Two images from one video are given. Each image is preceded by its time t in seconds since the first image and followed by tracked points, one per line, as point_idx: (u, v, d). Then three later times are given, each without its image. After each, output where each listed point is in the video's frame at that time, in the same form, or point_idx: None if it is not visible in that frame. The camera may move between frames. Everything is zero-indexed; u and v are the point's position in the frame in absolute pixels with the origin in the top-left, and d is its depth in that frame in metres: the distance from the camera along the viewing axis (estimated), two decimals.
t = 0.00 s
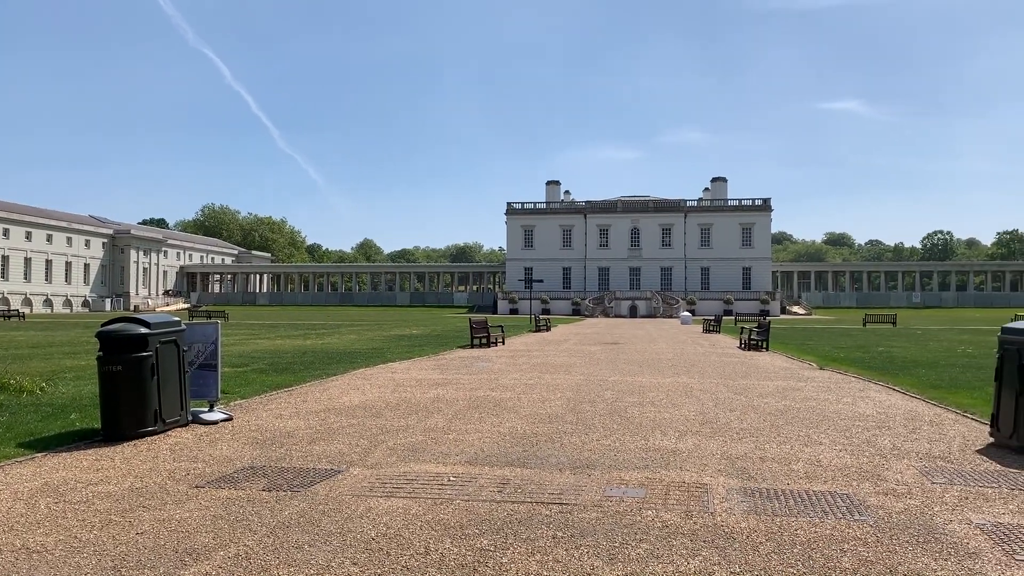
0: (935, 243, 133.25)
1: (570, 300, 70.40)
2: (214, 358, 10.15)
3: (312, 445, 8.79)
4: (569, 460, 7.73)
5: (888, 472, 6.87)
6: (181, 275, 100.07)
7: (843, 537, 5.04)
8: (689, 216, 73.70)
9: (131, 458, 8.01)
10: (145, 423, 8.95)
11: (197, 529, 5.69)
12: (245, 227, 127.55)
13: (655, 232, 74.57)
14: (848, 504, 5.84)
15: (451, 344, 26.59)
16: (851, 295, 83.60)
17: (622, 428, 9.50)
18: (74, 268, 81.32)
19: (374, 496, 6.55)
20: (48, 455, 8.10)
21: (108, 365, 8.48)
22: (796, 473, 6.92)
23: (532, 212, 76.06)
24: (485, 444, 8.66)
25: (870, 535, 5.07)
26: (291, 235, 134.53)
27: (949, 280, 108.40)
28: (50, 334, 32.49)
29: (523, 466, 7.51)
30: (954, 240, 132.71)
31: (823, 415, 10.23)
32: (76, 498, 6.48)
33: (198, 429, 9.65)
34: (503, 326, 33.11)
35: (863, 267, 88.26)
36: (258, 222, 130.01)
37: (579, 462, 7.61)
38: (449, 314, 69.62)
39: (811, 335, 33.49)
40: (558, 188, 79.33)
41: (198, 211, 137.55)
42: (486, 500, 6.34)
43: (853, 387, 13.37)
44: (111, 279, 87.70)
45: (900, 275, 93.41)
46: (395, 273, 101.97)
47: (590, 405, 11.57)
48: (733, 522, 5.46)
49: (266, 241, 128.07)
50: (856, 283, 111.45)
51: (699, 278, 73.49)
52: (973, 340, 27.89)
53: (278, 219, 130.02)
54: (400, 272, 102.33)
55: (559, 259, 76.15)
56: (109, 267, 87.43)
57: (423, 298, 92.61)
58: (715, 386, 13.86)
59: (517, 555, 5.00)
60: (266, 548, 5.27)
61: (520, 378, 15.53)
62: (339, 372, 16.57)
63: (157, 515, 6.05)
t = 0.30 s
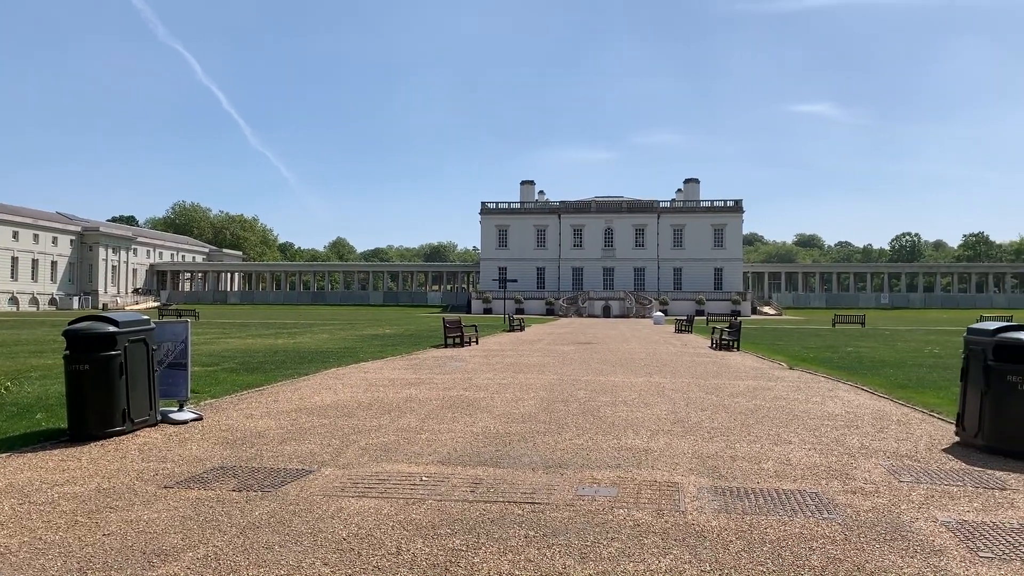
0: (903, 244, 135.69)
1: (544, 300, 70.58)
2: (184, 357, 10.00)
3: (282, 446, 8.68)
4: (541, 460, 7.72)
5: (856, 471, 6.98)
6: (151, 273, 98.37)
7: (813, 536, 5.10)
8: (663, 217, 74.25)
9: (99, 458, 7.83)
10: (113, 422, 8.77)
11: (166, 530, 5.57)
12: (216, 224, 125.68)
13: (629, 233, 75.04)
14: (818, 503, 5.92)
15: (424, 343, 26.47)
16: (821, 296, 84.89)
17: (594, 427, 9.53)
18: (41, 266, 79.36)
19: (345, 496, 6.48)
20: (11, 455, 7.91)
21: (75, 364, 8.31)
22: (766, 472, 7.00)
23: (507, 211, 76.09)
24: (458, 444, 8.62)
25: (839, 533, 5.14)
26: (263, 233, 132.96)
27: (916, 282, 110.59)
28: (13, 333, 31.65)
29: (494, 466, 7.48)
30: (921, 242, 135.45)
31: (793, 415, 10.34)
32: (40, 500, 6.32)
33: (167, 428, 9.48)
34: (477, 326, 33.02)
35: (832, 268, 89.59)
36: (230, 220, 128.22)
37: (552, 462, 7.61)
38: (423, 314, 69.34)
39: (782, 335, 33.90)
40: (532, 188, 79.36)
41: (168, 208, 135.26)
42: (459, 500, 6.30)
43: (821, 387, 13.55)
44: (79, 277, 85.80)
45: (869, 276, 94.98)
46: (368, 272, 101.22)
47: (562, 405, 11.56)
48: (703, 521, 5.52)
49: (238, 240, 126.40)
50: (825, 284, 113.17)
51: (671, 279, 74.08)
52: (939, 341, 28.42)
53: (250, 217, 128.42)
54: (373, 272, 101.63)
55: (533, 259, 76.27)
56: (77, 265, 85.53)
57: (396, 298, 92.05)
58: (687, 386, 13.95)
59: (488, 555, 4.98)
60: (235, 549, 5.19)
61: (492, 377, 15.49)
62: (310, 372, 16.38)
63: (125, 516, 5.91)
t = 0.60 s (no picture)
0: (871, 245, 138.12)
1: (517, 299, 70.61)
2: (152, 355, 9.81)
3: (252, 445, 8.55)
4: (513, 459, 7.71)
5: (825, 469, 7.07)
6: (118, 271, 96.39)
7: (783, 533, 5.17)
8: (635, 217, 74.66)
9: (64, 459, 7.64)
10: (79, 422, 8.56)
11: (133, 531, 5.46)
12: (185, 221, 123.63)
13: (602, 233, 75.37)
14: (787, 501, 5.99)
15: (396, 343, 26.29)
16: (791, 296, 86.10)
17: (566, 426, 9.53)
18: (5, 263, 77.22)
19: (315, 496, 6.41)
20: None
21: (40, 363, 8.10)
22: (736, 470, 7.07)
23: (480, 210, 75.99)
24: (430, 443, 8.57)
25: (808, 531, 5.20)
26: (233, 231, 131.08)
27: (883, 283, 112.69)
28: None
29: (467, 466, 7.45)
30: (888, 243, 138.05)
31: (763, 414, 10.43)
32: (4, 501, 6.14)
33: (135, 428, 9.28)
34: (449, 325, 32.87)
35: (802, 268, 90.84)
36: (200, 217, 126.24)
37: (524, 461, 7.60)
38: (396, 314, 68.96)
39: (753, 335, 34.32)
40: (505, 187, 79.32)
41: (136, 206, 132.70)
42: (431, 499, 6.26)
43: (791, 385, 13.70)
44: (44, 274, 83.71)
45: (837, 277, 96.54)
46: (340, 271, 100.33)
47: (535, 404, 11.55)
48: (674, 518, 5.55)
49: (208, 237, 124.35)
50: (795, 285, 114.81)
51: (644, 278, 74.58)
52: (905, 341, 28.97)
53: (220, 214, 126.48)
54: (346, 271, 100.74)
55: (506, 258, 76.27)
56: (43, 262, 83.42)
57: (368, 297, 91.35)
58: (659, 385, 14.02)
59: (460, 554, 4.96)
60: (204, 550, 5.10)
61: (465, 377, 15.42)
62: (281, 371, 16.15)
63: (90, 517, 5.78)
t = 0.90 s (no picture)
0: (840, 246, 140.37)
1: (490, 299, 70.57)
2: (120, 355, 9.62)
3: (222, 446, 8.41)
4: (485, 459, 7.69)
5: (794, 467, 7.17)
6: (86, 270, 94.48)
7: (752, 531, 5.22)
8: (608, 218, 75.00)
9: (27, 460, 7.44)
10: (44, 424, 8.34)
11: (98, 534, 5.33)
12: (154, 220, 121.61)
13: (575, 233, 75.62)
14: (757, 499, 6.06)
15: (368, 342, 26.09)
16: (760, 296, 87.29)
17: (538, 426, 9.54)
18: None
19: (285, 497, 6.31)
20: None
21: (5, 363, 7.89)
22: (706, 469, 7.13)
23: (453, 210, 75.82)
24: (402, 444, 8.51)
25: (777, 529, 5.26)
26: (204, 230, 129.19)
27: (851, 284, 114.55)
28: None
29: (439, 466, 7.40)
30: (857, 244, 140.39)
31: (733, 413, 10.56)
32: None
33: (101, 429, 9.08)
34: (422, 325, 32.72)
35: (772, 270, 92.02)
36: (169, 215, 124.26)
37: (496, 461, 7.58)
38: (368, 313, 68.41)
39: (724, 335, 34.70)
40: (479, 187, 79.26)
41: (104, 204, 130.18)
42: (403, 500, 6.20)
43: (760, 385, 13.87)
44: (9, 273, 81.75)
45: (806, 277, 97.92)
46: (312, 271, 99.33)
47: (507, 404, 11.54)
48: (645, 517, 5.58)
49: (177, 236, 122.32)
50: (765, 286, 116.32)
51: (617, 279, 74.97)
52: (872, 341, 29.48)
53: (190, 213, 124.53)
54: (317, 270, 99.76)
55: (479, 258, 76.21)
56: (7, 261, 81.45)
57: (340, 297, 90.56)
58: (631, 384, 14.10)
59: (431, 554, 4.93)
60: (172, 552, 5.01)
61: (437, 377, 15.36)
62: (251, 371, 15.94)
63: (54, 520, 5.62)
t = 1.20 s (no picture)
0: (808, 249, 142.75)
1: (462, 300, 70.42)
2: (85, 357, 9.39)
3: (189, 449, 8.25)
4: (455, 461, 7.66)
5: (762, 468, 7.26)
6: (50, 270, 92.43)
7: (721, 531, 5.26)
8: (580, 220, 75.32)
9: None
10: (6, 427, 8.10)
11: (61, 538, 5.20)
12: (121, 220, 119.49)
13: (546, 234, 75.80)
14: (725, 499, 6.13)
15: (339, 344, 25.86)
16: (730, 298, 88.31)
17: (510, 427, 9.54)
18: None
19: (253, 501, 6.21)
20: None
21: None
22: (676, 469, 7.19)
23: (425, 211, 75.55)
24: (372, 445, 8.44)
25: (745, 529, 5.32)
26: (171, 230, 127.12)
27: (818, 286, 116.26)
28: None
29: (409, 468, 7.35)
30: (824, 247, 142.74)
31: (702, 413, 10.68)
32: None
33: (65, 432, 8.84)
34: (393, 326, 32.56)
35: (741, 271, 92.99)
36: (136, 215, 122.17)
37: (467, 462, 7.56)
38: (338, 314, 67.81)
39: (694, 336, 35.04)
40: (451, 188, 79.07)
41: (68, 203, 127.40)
42: (372, 503, 6.14)
43: (729, 386, 14.03)
44: None
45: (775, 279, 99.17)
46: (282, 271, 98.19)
47: (478, 405, 11.52)
48: (615, 518, 5.60)
49: (144, 236, 120.15)
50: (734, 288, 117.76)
51: (588, 280, 75.25)
52: (837, 342, 30.01)
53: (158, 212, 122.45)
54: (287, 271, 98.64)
55: (451, 259, 76.05)
56: None
57: (311, 298, 89.67)
58: (601, 386, 14.16)
59: (402, 557, 4.88)
60: (137, 556, 4.90)
61: (409, 378, 15.27)
62: (220, 373, 15.69)
63: (15, 525, 5.47)
